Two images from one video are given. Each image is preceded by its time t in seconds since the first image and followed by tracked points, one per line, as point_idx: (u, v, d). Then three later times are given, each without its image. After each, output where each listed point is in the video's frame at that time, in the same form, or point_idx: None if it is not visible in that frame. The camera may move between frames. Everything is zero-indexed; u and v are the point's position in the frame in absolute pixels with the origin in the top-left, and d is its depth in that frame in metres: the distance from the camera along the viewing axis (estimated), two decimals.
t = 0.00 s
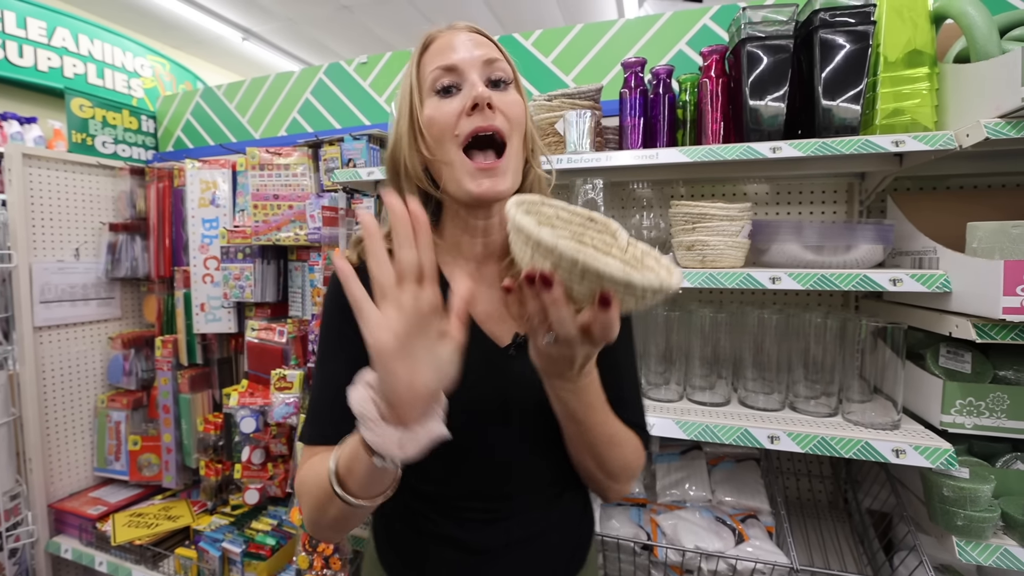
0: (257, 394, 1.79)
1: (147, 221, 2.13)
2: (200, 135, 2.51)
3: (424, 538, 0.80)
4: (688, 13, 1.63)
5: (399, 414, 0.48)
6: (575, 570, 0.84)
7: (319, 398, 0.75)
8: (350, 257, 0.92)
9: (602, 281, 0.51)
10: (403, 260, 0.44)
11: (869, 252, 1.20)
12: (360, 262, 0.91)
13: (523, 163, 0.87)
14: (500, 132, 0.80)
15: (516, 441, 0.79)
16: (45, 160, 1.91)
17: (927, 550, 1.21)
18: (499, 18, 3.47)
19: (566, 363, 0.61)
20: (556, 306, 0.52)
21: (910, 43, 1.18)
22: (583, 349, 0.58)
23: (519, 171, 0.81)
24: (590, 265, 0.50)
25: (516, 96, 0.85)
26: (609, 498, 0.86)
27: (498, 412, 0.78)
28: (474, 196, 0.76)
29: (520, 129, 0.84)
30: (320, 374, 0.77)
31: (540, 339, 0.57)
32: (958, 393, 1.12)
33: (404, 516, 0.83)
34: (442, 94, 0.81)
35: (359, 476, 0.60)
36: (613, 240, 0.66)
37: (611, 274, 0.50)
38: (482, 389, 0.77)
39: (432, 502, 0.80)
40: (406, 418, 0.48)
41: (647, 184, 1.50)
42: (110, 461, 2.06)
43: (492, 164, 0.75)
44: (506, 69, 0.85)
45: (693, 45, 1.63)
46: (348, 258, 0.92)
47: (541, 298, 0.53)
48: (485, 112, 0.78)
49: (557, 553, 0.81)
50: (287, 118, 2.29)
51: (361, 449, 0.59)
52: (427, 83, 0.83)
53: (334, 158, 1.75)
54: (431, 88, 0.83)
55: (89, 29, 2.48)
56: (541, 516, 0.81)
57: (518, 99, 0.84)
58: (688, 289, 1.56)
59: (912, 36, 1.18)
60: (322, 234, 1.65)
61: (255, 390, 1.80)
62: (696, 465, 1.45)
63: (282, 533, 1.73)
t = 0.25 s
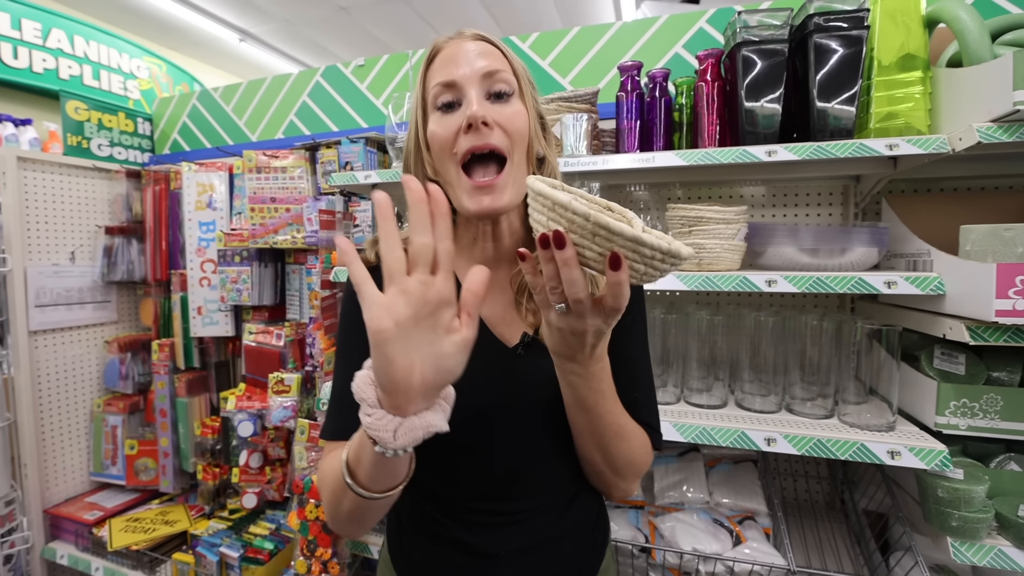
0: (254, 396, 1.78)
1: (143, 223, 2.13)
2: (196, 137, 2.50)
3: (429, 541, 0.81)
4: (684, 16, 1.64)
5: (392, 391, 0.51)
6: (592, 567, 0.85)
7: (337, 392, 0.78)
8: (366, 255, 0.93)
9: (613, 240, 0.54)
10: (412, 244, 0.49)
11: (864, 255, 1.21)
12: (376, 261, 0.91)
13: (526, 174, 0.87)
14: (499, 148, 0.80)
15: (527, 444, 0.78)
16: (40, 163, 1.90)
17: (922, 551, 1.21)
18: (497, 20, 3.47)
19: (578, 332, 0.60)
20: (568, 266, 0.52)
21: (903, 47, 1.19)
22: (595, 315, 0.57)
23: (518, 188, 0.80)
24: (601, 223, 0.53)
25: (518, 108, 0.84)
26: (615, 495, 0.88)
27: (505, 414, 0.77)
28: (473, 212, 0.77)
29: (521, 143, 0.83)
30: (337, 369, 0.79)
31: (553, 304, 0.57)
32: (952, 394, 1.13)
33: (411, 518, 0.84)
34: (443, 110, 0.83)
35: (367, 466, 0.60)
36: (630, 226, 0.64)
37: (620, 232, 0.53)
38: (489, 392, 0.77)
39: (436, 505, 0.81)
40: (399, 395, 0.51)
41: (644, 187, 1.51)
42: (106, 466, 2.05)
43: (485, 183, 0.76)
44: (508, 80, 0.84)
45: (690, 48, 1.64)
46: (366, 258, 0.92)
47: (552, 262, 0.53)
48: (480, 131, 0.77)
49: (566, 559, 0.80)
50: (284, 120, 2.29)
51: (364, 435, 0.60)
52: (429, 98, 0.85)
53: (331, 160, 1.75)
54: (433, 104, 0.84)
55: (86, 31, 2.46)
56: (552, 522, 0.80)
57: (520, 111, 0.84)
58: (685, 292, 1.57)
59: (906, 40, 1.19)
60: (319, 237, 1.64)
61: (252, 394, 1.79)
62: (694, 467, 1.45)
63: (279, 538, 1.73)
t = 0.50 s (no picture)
0: (251, 400, 1.79)
1: (139, 225, 2.12)
2: (192, 138, 2.49)
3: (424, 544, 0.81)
4: (681, 20, 1.65)
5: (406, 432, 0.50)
6: (586, 568, 0.85)
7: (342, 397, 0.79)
8: (365, 259, 0.90)
9: (614, 269, 0.54)
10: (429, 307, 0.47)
11: (858, 259, 1.22)
12: (375, 266, 0.90)
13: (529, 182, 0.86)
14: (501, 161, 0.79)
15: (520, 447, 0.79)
16: (35, 165, 1.89)
17: (915, 551, 1.23)
18: (494, 22, 3.47)
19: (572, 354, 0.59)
20: (567, 292, 0.51)
21: (897, 53, 1.20)
22: (591, 339, 0.56)
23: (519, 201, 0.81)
24: (602, 252, 0.53)
25: (520, 120, 0.84)
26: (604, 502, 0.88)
27: (504, 418, 0.78)
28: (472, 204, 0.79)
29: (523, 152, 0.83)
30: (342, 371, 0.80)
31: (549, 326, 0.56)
32: (945, 397, 1.15)
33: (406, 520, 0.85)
34: (443, 121, 0.83)
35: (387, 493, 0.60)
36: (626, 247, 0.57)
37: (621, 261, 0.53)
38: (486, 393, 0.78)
39: (434, 510, 0.82)
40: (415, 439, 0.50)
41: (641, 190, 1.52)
42: (102, 469, 2.04)
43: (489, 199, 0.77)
44: (509, 90, 0.84)
45: (686, 51, 1.65)
46: (363, 262, 0.91)
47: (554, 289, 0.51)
48: (481, 146, 0.76)
49: (560, 563, 0.81)
50: (281, 122, 2.28)
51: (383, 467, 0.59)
52: (429, 107, 0.85)
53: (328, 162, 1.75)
54: (432, 115, 0.85)
55: (80, 30, 2.38)
56: (542, 528, 0.80)
57: (520, 120, 0.84)
58: (682, 295, 1.58)
59: (899, 45, 1.20)
60: (316, 239, 1.64)
61: (250, 396, 1.81)
62: (690, 469, 1.47)
63: (276, 541, 1.73)
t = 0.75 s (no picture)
0: (251, 403, 1.79)
1: (139, 228, 2.12)
2: (192, 142, 2.50)
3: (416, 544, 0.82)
4: (678, 24, 1.66)
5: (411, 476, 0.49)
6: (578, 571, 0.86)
7: (337, 405, 0.82)
8: (360, 271, 0.93)
9: (612, 313, 0.53)
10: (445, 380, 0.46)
11: (855, 262, 1.22)
12: (370, 277, 0.92)
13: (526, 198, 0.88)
14: (500, 179, 0.81)
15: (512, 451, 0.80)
16: (36, 168, 1.90)
17: (914, 555, 1.23)
18: (494, 26, 3.49)
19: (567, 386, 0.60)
20: (563, 333, 0.52)
21: (893, 58, 1.21)
22: (586, 373, 0.57)
23: (518, 216, 0.83)
24: (600, 296, 0.51)
25: (519, 134, 0.85)
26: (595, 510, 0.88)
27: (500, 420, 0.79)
28: (474, 233, 0.81)
29: (522, 168, 0.84)
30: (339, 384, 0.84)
31: (546, 359, 0.57)
32: (943, 400, 1.15)
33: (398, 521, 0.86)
34: (441, 134, 0.84)
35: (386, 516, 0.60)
36: (622, 271, 0.71)
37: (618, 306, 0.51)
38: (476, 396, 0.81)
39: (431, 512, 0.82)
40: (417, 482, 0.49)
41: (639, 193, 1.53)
42: (101, 472, 2.04)
43: (488, 218, 0.79)
44: (509, 103, 0.85)
45: (684, 55, 1.65)
46: (358, 273, 0.93)
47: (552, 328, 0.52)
48: (481, 163, 0.78)
49: (553, 563, 0.81)
50: (280, 125, 2.29)
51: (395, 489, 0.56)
52: (428, 119, 0.86)
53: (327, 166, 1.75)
54: (431, 127, 0.85)
55: (80, 33, 2.36)
56: (534, 532, 0.80)
57: (520, 134, 0.85)
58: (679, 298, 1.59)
59: (895, 51, 1.21)
60: (316, 242, 1.64)
61: (248, 399, 1.80)
62: (688, 472, 1.47)
63: (275, 543, 1.73)
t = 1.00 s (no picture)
0: (251, 403, 1.79)
1: (139, 228, 2.12)
2: (191, 142, 2.50)
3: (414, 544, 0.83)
4: (678, 24, 1.65)
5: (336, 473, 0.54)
6: (571, 570, 0.87)
7: (305, 376, 0.83)
8: (364, 268, 0.93)
9: (609, 310, 0.52)
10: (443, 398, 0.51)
11: (854, 263, 1.22)
12: (373, 274, 0.92)
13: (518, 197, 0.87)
14: (484, 174, 0.81)
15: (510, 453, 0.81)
16: (36, 168, 1.90)
17: (911, 554, 1.23)
18: (494, 25, 3.48)
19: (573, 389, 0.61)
20: (565, 336, 0.52)
21: (893, 58, 1.21)
22: (591, 373, 0.58)
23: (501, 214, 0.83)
24: (596, 296, 0.51)
25: (506, 130, 0.84)
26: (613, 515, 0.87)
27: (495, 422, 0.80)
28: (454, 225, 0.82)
29: (507, 165, 0.84)
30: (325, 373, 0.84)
31: (551, 364, 0.59)
32: (941, 400, 1.15)
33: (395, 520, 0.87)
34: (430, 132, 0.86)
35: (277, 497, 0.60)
36: (611, 274, 0.68)
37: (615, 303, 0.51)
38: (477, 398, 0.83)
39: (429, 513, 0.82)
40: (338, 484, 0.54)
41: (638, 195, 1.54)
42: (102, 471, 2.05)
43: (466, 216, 0.80)
44: (496, 100, 0.84)
45: (683, 56, 1.65)
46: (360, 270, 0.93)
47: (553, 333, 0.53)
48: (461, 158, 0.79)
49: (547, 565, 0.82)
50: (279, 125, 2.29)
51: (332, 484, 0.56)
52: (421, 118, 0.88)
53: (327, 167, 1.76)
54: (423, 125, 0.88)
55: (79, 33, 2.36)
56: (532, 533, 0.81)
57: (504, 130, 0.84)
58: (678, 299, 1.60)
59: (895, 51, 1.21)
60: (315, 243, 1.65)
61: (249, 399, 1.81)
62: (687, 472, 1.48)
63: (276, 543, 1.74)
